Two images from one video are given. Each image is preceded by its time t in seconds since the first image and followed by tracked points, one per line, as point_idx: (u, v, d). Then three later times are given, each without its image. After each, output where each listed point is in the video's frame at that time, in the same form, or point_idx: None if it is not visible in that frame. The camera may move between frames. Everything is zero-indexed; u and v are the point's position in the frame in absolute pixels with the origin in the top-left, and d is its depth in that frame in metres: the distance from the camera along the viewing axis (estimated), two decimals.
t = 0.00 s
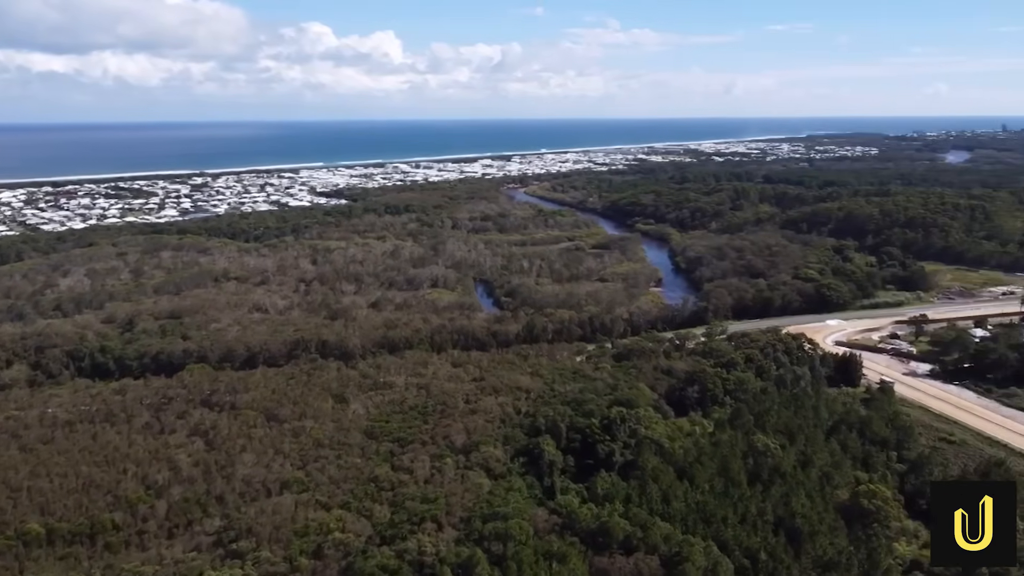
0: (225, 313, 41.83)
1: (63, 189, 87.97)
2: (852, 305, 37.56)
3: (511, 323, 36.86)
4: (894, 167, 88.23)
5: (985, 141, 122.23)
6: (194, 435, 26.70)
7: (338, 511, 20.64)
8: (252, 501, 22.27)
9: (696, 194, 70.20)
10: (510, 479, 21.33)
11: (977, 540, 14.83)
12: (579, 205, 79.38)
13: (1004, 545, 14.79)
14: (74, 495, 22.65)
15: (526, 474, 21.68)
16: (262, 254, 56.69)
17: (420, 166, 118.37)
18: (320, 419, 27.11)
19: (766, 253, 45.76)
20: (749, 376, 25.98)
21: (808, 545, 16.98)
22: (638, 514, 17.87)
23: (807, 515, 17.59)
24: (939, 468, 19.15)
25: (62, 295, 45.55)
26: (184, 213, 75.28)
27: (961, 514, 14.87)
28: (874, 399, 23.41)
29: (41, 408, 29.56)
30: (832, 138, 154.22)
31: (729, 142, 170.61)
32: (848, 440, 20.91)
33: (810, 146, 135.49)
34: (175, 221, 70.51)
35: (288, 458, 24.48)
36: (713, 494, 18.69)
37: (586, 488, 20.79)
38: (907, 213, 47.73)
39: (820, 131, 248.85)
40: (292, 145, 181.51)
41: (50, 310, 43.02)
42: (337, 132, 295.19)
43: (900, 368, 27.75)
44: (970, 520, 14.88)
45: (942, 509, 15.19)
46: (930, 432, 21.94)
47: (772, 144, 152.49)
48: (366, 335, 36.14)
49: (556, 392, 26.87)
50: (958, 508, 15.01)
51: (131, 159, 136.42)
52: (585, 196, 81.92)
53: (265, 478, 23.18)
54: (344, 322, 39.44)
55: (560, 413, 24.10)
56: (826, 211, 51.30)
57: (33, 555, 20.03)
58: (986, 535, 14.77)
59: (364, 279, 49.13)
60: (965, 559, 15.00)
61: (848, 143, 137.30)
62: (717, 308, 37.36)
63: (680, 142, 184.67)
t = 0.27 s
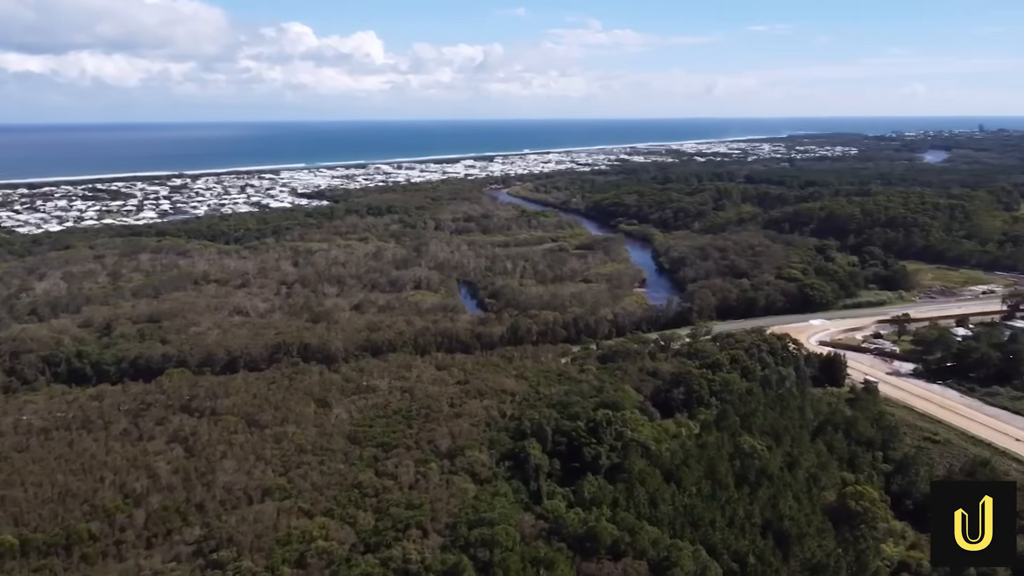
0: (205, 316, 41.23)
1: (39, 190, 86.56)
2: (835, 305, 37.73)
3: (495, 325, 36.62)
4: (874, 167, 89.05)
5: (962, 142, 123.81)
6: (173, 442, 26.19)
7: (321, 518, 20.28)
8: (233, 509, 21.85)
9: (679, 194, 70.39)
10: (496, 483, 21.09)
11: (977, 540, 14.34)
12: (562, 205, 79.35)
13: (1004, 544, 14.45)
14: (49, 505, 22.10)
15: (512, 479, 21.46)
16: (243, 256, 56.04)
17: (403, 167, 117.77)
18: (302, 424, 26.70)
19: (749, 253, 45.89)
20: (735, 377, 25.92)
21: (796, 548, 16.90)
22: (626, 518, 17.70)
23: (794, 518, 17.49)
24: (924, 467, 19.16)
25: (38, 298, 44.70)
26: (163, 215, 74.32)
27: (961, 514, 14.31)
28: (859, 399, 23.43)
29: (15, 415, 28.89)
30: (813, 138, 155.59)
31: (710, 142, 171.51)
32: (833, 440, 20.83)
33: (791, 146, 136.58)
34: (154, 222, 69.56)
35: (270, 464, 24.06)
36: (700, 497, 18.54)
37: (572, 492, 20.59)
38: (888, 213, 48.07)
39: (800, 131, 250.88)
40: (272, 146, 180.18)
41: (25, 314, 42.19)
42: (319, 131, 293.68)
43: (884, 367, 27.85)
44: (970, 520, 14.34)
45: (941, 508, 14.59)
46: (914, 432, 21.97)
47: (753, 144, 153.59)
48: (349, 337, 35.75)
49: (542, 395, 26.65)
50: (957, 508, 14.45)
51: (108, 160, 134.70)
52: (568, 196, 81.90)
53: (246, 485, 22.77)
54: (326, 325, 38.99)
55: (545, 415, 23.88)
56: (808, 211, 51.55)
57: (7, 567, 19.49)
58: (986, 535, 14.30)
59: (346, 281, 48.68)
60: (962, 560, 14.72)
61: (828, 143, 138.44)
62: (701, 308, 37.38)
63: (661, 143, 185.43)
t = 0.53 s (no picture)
0: (185, 319, 40.60)
1: (13, 192, 85.11)
2: (819, 304, 37.87)
3: (479, 327, 36.35)
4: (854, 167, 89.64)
5: (939, 141, 125.23)
6: (152, 449, 25.68)
7: (304, 526, 19.92)
8: (213, 517, 21.42)
9: (662, 195, 70.50)
10: (482, 488, 20.84)
11: (977, 540, 14.13)
12: (546, 206, 79.23)
13: (1003, 544, 14.32)
14: (24, 515, 21.54)
15: (498, 483, 21.23)
16: (223, 258, 55.34)
17: (385, 168, 117.12)
18: (284, 430, 26.28)
19: (733, 253, 45.99)
20: (720, 378, 25.85)
21: (784, 551, 16.80)
22: (613, 523, 17.52)
23: (783, 520, 17.40)
24: (910, 467, 19.14)
25: (13, 302, 43.82)
26: (141, 217, 73.28)
27: (961, 514, 14.05)
28: (845, 399, 23.43)
29: None
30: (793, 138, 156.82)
31: (693, 143, 172.30)
32: (820, 441, 20.77)
33: (772, 146, 137.53)
34: (132, 224, 68.54)
35: (251, 471, 23.64)
36: (688, 500, 18.39)
37: (559, 496, 20.39)
38: (870, 212, 48.36)
39: (781, 131, 252.83)
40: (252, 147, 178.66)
41: None
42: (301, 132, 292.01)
43: (868, 367, 27.93)
44: (970, 520, 14.09)
45: (941, 508, 14.31)
46: (900, 432, 21.99)
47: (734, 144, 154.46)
48: (332, 340, 35.33)
49: (527, 398, 26.42)
50: (957, 508, 14.19)
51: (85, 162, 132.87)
52: (551, 197, 81.77)
53: (227, 493, 22.34)
54: (309, 328, 38.53)
55: (531, 418, 23.66)
56: (790, 211, 51.76)
57: None
58: (986, 535, 14.13)
59: (328, 283, 48.20)
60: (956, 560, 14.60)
61: (808, 143, 139.49)
62: (686, 309, 37.37)
63: (644, 143, 186.09)
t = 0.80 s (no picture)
0: (164, 323, 39.97)
1: None
2: (802, 304, 38.00)
3: (463, 329, 36.09)
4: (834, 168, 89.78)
5: (917, 142, 126.65)
6: (130, 456, 25.14)
7: (287, 534, 19.55)
8: (194, 525, 20.97)
9: (645, 195, 70.59)
10: (468, 493, 20.59)
11: (977, 540, 14.02)
12: (529, 207, 79.09)
13: (1003, 545, 14.18)
14: None
15: (483, 488, 20.99)
16: (203, 261, 54.62)
17: (367, 169, 116.45)
18: (265, 435, 25.86)
19: (716, 253, 46.09)
20: (706, 379, 25.78)
21: (773, 554, 16.68)
22: (601, 528, 17.32)
23: (771, 522, 17.26)
24: (896, 467, 19.09)
25: None
26: (119, 218, 72.21)
27: (962, 515, 13.93)
28: (830, 399, 23.44)
29: None
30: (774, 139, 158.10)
31: (674, 143, 173.04)
32: (806, 442, 20.70)
33: (753, 146, 138.43)
34: (109, 226, 67.50)
35: (232, 478, 23.21)
36: (675, 503, 18.22)
37: (546, 501, 20.16)
38: (851, 212, 48.66)
39: (762, 132, 254.72)
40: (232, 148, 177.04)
41: None
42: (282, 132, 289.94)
43: (852, 367, 28.00)
44: (970, 520, 13.97)
45: (941, 509, 14.21)
46: (885, 432, 22.01)
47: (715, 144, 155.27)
48: (314, 343, 34.90)
49: (512, 401, 26.18)
50: (957, 508, 14.07)
51: (61, 163, 130.86)
52: (534, 198, 81.64)
53: (208, 500, 21.90)
54: (290, 331, 38.04)
55: (516, 422, 23.43)
56: (773, 211, 51.96)
57: None
58: (986, 535, 14.00)
59: (310, 285, 47.69)
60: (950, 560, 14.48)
61: (789, 144, 140.52)
62: (670, 309, 37.35)
63: (626, 144, 186.57)
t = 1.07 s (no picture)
0: (143, 327, 39.31)
1: None
2: (785, 304, 38.12)
3: (447, 331, 35.80)
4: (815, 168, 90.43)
5: (896, 142, 127.94)
6: (108, 463, 24.60)
7: (269, 542, 19.16)
8: (173, 534, 20.53)
9: (628, 195, 70.64)
10: (453, 499, 20.31)
11: (977, 540, 13.92)
12: (512, 207, 78.90)
13: (1003, 544, 14.02)
14: None
15: (469, 492, 20.73)
16: (183, 263, 53.88)
17: (349, 169, 115.77)
18: (247, 441, 25.42)
19: (700, 253, 46.15)
20: (692, 380, 25.69)
21: (761, 557, 16.51)
22: (589, 533, 17.09)
23: (759, 525, 17.07)
24: (883, 467, 19.01)
25: None
26: (97, 220, 71.13)
27: (962, 515, 13.82)
28: (815, 400, 23.42)
29: None
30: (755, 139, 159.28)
31: (657, 143, 173.66)
32: (793, 443, 20.60)
33: (735, 146, 139.24)
34: (87, 229, 66.44)
35: (212, 485, 22.77)
36: (663, 506, 18.02)
37: (532, 505, 19.93)
38: (833, 212, 48.93)
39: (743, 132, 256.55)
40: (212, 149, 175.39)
41: None
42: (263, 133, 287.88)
43: (836, 366, 28.03)
44: (970, 520, 13.86)
45: (941, 509, 14.10)
46: (870, 432, 22.02)
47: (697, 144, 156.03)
48: (297, 347, 34.46)
49: (497, 404, 25.93)
50: (957, 508, 13.95)
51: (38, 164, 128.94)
52: (518, 198, 81.48)
53: (188, 508, 21.45)
54: (272, 334, 37.55)
55: (502, 425, 23.18)
56: (756, 211, 52.15)
57: None
58: (986, 535, 13.90)
59: (292, 287, 47.16)
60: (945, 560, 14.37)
61: (770, 144, 141.53)
62: (655, 310, 37.32)
63: (607, 144, 187.05)
